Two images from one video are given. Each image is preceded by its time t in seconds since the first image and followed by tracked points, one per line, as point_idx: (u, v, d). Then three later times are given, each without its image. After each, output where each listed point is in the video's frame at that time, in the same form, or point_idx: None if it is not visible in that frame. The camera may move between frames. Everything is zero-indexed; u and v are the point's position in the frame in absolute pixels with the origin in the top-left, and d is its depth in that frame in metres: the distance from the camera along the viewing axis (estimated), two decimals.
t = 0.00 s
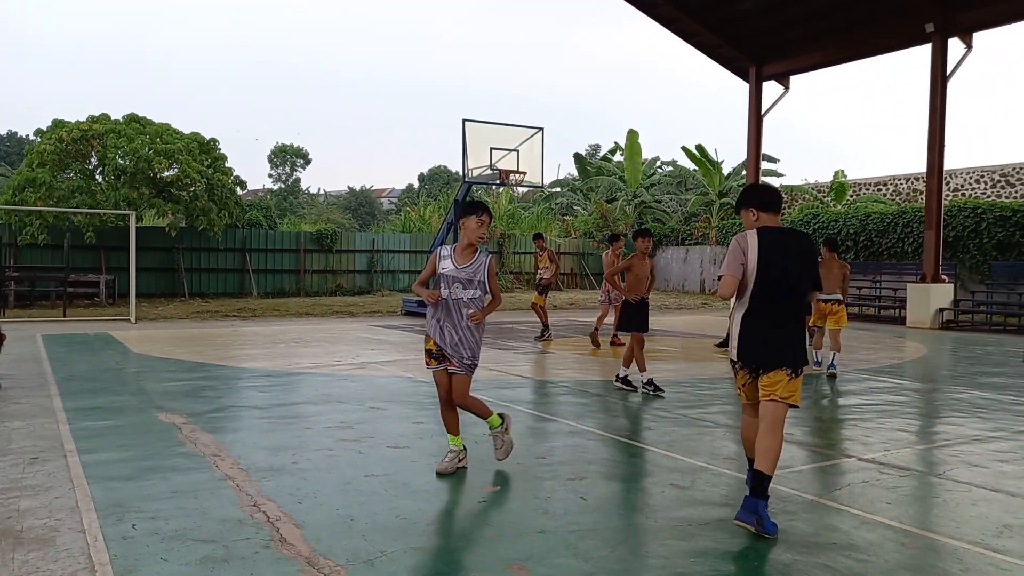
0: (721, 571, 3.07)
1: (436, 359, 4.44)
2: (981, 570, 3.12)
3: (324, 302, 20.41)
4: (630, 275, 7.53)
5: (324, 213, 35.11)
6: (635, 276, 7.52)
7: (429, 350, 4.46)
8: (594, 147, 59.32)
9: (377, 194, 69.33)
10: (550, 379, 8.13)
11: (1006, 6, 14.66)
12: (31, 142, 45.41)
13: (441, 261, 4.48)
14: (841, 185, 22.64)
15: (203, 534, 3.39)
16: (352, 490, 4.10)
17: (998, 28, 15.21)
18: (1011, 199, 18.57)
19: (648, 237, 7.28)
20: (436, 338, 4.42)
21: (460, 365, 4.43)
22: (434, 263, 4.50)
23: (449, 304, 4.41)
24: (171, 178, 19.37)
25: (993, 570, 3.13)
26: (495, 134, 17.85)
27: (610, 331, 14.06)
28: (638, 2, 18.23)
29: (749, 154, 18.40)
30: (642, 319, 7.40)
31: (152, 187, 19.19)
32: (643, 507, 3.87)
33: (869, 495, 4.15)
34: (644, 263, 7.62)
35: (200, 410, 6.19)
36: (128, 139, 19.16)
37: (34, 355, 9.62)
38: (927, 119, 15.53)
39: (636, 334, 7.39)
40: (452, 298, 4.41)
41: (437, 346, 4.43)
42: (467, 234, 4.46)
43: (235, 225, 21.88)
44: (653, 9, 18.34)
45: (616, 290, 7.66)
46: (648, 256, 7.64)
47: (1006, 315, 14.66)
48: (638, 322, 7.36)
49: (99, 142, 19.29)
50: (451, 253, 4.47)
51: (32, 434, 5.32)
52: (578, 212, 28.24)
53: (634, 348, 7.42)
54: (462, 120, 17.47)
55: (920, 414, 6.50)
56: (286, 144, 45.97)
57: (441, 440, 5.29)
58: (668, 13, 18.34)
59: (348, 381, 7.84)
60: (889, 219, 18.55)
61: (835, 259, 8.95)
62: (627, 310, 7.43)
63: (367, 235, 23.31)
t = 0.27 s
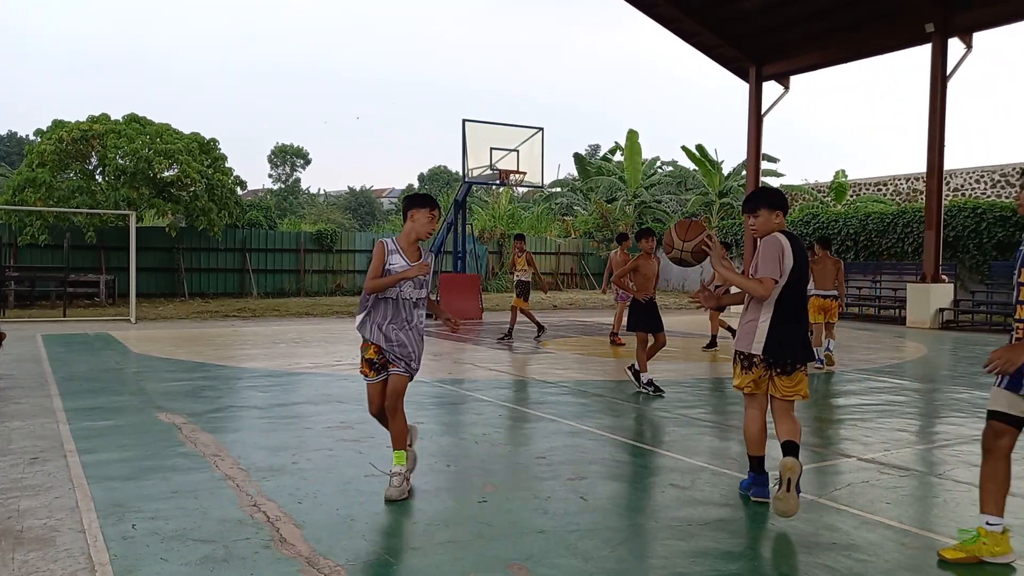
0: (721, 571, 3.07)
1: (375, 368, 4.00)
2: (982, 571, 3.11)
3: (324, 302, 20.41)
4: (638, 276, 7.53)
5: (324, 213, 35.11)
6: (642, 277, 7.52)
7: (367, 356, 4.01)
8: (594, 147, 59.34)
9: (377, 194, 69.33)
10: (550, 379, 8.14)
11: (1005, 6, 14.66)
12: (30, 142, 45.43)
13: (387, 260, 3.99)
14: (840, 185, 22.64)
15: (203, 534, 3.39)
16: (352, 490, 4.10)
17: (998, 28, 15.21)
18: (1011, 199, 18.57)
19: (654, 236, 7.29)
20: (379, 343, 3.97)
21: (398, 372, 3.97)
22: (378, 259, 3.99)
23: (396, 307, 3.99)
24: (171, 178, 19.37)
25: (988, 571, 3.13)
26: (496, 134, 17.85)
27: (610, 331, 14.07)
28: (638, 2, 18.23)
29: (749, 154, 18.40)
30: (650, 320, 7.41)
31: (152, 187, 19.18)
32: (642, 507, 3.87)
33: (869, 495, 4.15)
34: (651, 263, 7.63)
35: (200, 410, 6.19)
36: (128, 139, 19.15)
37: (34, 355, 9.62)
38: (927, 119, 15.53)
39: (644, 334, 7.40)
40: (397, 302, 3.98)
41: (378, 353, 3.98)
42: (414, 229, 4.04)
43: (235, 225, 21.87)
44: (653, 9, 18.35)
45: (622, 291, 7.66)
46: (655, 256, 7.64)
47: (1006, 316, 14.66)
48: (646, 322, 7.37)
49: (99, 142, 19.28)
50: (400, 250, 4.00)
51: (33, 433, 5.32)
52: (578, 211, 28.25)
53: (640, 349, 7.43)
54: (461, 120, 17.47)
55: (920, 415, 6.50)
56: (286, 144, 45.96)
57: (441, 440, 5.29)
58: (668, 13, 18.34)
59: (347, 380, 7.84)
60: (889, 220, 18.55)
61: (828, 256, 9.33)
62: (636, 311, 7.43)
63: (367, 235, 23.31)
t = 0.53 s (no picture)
0: (721, 570, 3.07)
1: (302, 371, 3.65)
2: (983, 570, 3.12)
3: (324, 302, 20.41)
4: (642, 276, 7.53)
5: (324, 213, 35.11)
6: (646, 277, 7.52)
7: (296, 358, 3.64)
8: (593, 147, 59.40)
9: (377, 194, 69.29)
10: (551, 379, 8.14)
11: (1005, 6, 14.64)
12: (30, 142, 45.43)
13: (314, 255, 3.67)
14: (841, 185, 22.64)
15: (203, 535, 3.39)
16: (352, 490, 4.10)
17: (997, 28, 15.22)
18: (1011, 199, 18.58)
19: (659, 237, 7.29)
20: (316, 343, 3.66)
21: (357, 371, 3.78)
22: (305, 253, 3.64)
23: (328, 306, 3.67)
24: (171, 178, 19.37)
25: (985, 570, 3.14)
26: (495, 134, 17.85)
27: (610, 331, 14.07)
28: (638, 2, 18.24)
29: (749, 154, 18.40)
30: (654, 321, 7.42)
31: (153, 187, 19.19)
32: (642, 507, 3.87)
33: (869, 495, 4.15)
34: (655, 263, 7.63)
35: (201, 410, 6.19)
36: (129, 139, 19.16)
37: (34, 355, 9.62)
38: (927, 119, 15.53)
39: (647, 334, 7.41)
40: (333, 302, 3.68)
41: (314, 354, 3.67)
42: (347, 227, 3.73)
43: (235, 225, 21.87)
44: (653, 9, 18.37)
45: (626, 291, 7.67)
46: (659, 256, 7.64)
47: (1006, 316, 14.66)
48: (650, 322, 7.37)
49: (100, 142, 19.27)
50: (329, 246, 3.69)
51: (32, 433, 5.32)
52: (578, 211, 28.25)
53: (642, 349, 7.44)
54: (461, 120, 17.47)
55: (920, 414, 6.50)
56: (286, 144, 45.96)
57: (441, 440, 5.29)
58: (669, 13, 18.35)
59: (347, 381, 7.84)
60: (889, 220, 18.56)
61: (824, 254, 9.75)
62: (640, 311, 7.42)
63: (367, 235, 23.30)
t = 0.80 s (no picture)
0: (721, 570, 3.07)
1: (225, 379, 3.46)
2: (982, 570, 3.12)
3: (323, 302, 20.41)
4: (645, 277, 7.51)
5: (325, 213, 35.11)
6: (650, 277, 7.50)
7: (222, 366, 3.44)
8: (593, 147, 59.41)
9: (377, 194, 69.28)
10: (551, 379, 8.14)
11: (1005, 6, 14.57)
12: (30, 142, 45.44)
13: (241, 260, 3.41)
14: (840, 184, 22.64)
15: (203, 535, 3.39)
16: (352, 490, 4.09)
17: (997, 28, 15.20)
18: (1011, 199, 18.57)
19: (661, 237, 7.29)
20: (237, 349, 3.48)
21: (267, 370, 3.69)
22: (234, 258, 3.38)
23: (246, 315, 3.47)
24: (171, 178, 19.37)
25: (984, 570, 3.14)
26: (495, 134, 17.84)
27: (610, 331, 14.07)
28: (638, 2, 18.25)
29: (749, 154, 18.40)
30: (655, 322, 7.38)
31: (153, 187, 19.19)
32: (643, 507, 3.87)
33: (869, 494, 4.16)
34: (658, 264, 7.62)
35: (201, 410, 6.19)
36: (129, 139, 19.15)
37: (34, 355, 9.62)
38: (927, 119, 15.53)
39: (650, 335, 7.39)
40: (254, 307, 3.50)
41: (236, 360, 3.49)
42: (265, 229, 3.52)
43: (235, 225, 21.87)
44: (652, 9, 18.39)
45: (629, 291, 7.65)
46: (662, 256, 7.62)
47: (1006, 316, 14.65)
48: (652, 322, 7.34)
49: (100, 142, 19.26)
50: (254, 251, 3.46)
51: (33, 433, 5.32)
52: (578, 211, 28.26)
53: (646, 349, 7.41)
54: (461, 120, 17.47)
55: (919, 415, 6.50)
56: (286, 144, 45.95)
57: (441, 440, 5.29)
58: (669, 13, 18.36)
59: (348, 381, 7.85)
60: (889, 220, 18.56)
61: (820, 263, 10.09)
62: (643, 311, 7.40)
63: (367, 235, 23.30)
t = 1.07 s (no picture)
0: (721, 570, 3.07)
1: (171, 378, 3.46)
2: (982, 571, 3.11)
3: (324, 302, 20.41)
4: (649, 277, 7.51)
5: (325, 213, 35.12)
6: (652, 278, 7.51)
7: (166, 364, 3.43)
8: (593, 147, 59.43)
9: (377, 194, 69.24)
10: (551, 379, 8.14)
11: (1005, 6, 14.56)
12: (30, 142, 45.47)
13: (175, 257, 3.42)
14: (840, 185, 22.64)
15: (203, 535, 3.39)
16: (352, 490, 4.09)
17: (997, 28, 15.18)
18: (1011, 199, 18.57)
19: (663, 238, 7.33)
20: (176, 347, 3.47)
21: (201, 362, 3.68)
22: (166, 254, 3.38)
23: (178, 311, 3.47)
24: (171, 178, 19.37)
25: (988, 570, 3.13)
26: (495, 134, 17.84)
27: (610, 331, 14.06)
28: (638, 2, 18.26)
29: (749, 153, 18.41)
30: (656, 322, 7.38)
31: (153, 187, 19.19)
32: (642, 507, 3.87)
33: (869, 494, 4.16)
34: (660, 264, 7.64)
35: (200, 410, 6.19)
36: (128, 139, 19.15)
37: (34, 355, 9.63)
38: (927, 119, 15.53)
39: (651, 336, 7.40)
40: (186, 303, 3.50)
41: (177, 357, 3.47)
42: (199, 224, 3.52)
43: (235, 225, 21.87)
44: (652, 9, 18.40)
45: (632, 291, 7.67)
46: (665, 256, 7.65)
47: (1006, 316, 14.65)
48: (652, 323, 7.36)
49: (99, 142, 19.24)
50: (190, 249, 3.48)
51: (33, 433, 5.32)
52: (578, 211, 28.26)
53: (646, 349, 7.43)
54: (461, 120, 17.47)
55: (920, 415, 6.50)
56: (286, 144, 45.95)
57: (441, 440, 5.29)
58: (669, 13, 18.36)
59: (348, 381, 7.85)
60: (889, 220, 18.56)
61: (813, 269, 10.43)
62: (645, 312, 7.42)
63: (367, 235, 23.30)
